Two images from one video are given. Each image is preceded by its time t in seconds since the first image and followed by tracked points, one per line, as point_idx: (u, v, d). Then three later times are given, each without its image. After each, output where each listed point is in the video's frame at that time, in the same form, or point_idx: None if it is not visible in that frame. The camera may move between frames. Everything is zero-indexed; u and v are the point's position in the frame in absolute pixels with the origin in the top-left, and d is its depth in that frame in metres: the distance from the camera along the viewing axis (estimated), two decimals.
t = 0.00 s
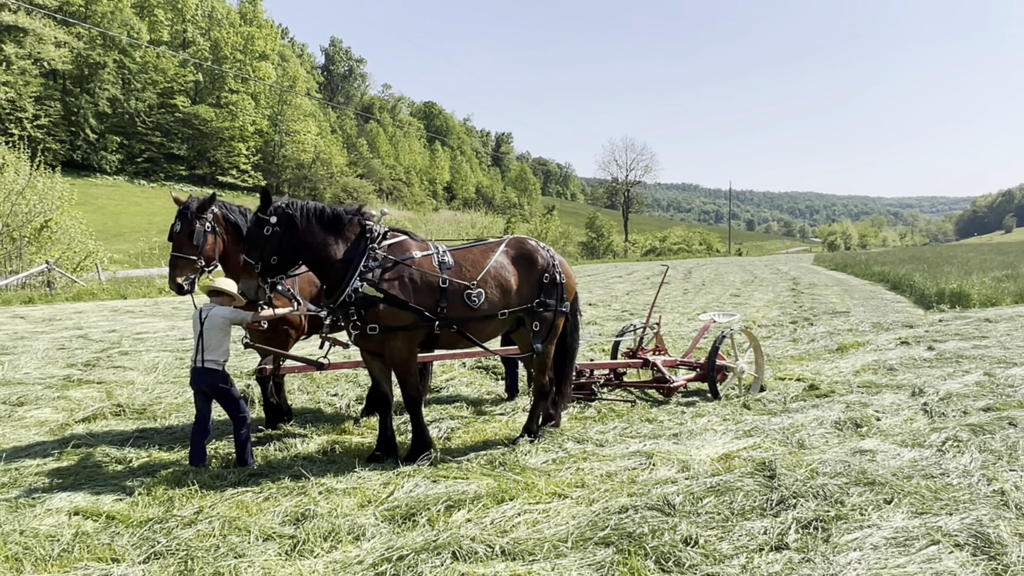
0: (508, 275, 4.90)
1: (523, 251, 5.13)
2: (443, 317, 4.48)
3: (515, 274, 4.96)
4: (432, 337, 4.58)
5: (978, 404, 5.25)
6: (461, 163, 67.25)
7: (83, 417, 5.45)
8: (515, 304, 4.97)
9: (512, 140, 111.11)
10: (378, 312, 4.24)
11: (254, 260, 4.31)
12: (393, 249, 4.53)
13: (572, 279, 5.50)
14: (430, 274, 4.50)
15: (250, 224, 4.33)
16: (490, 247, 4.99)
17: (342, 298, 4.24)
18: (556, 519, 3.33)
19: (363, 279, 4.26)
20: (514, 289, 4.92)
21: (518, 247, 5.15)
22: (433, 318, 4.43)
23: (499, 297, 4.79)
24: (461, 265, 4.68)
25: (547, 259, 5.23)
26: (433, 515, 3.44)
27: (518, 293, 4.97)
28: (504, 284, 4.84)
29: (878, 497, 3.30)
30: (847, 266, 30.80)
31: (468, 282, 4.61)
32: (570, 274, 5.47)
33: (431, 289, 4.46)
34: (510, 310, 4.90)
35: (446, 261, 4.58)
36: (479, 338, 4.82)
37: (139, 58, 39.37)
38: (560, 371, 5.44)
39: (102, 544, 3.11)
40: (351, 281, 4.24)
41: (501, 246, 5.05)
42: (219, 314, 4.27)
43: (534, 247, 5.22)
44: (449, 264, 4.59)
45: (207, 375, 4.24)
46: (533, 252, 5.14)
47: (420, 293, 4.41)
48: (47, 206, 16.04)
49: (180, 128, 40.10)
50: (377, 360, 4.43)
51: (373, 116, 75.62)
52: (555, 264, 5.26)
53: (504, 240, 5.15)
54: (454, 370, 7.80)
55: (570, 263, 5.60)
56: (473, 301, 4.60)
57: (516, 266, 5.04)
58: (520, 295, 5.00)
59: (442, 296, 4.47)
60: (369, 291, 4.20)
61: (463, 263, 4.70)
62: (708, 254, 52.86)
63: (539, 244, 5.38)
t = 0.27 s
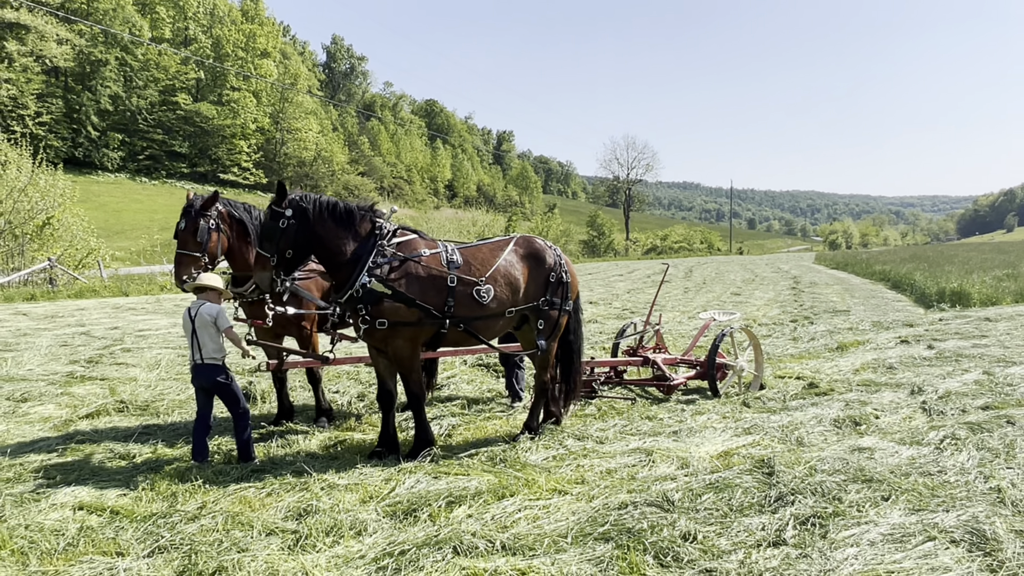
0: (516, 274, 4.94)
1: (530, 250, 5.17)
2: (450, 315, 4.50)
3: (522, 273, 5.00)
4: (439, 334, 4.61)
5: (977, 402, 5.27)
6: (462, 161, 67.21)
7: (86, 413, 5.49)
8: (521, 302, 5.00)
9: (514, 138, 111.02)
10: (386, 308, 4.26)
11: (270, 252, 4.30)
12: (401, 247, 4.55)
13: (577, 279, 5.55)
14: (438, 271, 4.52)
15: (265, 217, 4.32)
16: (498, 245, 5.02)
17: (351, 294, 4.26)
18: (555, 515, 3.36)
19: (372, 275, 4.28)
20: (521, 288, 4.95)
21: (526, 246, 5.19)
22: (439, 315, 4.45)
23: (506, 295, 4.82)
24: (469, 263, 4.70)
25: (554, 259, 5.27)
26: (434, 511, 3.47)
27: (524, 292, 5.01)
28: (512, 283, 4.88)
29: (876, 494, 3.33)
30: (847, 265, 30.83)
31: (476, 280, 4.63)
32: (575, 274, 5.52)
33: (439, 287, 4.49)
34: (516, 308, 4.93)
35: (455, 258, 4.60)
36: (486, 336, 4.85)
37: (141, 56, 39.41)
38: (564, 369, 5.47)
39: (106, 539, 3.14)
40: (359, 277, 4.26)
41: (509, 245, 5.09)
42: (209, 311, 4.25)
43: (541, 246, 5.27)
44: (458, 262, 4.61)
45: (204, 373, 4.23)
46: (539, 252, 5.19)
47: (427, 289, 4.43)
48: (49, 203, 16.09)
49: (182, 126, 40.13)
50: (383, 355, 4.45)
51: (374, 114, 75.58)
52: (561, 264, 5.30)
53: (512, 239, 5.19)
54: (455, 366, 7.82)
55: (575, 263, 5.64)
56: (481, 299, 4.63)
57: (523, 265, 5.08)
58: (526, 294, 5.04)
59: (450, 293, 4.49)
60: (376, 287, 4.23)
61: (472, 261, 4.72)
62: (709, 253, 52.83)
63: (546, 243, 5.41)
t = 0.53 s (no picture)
0: (522, 271, 4.97)
1: (537, 248, 5.20)
2: (455, 311, 4.54)
3: (528, 271, 5.03)
4: (444, 330, 4.64)
5: (975, 399, 5.31)
6: (461, 158, 67.14)
7: (90, 409, 5.52)
8: (527, 300, 5.04)
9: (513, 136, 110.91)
10: (393, 302, 4.29)
11: (286, 226, 4.29)
12: (411, 242, 4.59)
13: (583, 278, 5.58)
14: (444, 267, 4.55)
15: (292, 191, 4.31)
16: (505, 243, 5.05)
17: (359, 285, 4.30)
18: (559, 510, 3.39)
19: (380, 268, 4.32)
20: (527, 286, 4.99)
21: (533, 244, 5.22)
22: (445, 310, 4.48)
23: (512, 293, 4.85)
24: (476, 260, 4.74)
25: (560, 258, 5.31)
26: (438, 505, 3.50)
27: (529, 289, 5.04)
28: (518, 280, 4.91)
29: (876, 490, 3.37)
30: (846, 264, 30.87)
31: (482, 276, 4.67)
32: (581, 273, 5.55)
33: (445, 283, 4.52)
34: (522, 305, 4.96)
35: (462, 255, 4.63)
36: (490, 332, 4.88)
37: (140, 52, 39.31)
38: (567, 368, 5.50)
39: (115, 532, 3.17)
40: (367, 270, 4.30)
41: (516, 242, 5.12)
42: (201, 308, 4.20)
43: (548, 244, 5.30)
44: (464, 259, 4.64)
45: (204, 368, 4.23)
46: (546, 250, 5.22)
47: (434, 283, 4.46)
48: (49, 199, 16.09)
49: (181, 122, 40.03)
50: (389, 348, 4.48)
51: (373, 111, 75.47)
52: (567, 263, 5.33)
53: (519, 236, 5.22)
54: (457, 363, 7.85)
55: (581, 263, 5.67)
56: (487, 296, 4.66)
57: (529, 263, 5.11)
58: (532, 291, 5.07)
59: (456, 289, 4.53)
60: (384, 279, 4.27)
61: (478, 258, 4.75)
62: (708, 251, 52.88)
63: (553, 242, 5.45)
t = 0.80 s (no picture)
0: (525, 270, 5.00)
1: (540, 247, 5.23)
2: (459, 308, 4.56)
3: (531, 269, 5.06)
4: (447, 327, 4.67)
5: (972, 396, 5.37)
6: (458, 156, 67.04)
7: (93, 404, 5.53)
8: (529, 298, 5.07)
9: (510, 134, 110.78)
10: (397, 298, 4.31)
11: (296, 218, 4.20)
12: (416, 240, 4.62)
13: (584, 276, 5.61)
14: (448, 265, 4.58)
15: (304, 183, 4.28)
16: (508, 241, 5.08)
17: (364, 281, 4.32)
18: (562, 504, 3.43)
19: (385, 265, 4.35)
20: (529, 284, 5.02)
21: (536, 242, 5.25)
22: (449, 307, 4.51)
23: (514, 291, 4.88)
24: (480, 259, 4.76)
25: (562, 256, 5.33)
26: (442, 500, 3.54)
27: (532, 287, 5.07)
28: (520, 278, 4.94)
29: (876, 484, 3.41)
30: (842, 262, 30.97)
31: (485, 275, 4.70)
32: (583, 272, 5.58)
33: (449, 281, 4.54)
34: (524, 303, 4.99)
35: (466, 254, 4.66)
36: (493, 330, 4.91)
37: (137, 48, 39.17)
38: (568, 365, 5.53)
39: (122, 526, 3.19)
40: (373, 266, 4.33)
41: (519, 240, 5.14)
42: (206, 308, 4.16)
43: (551, 242, 5.32)
44: (468, 258, 4.67)
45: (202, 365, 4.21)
46: (548, 249, 5.25)
47: (438, 281, 4.49)
48: (46, 195, 16.06)
49: (178, 119, 39.89)
50: (393, 344, 4.50)
51: (370, 108, 75.30)
52: (570, 261, 5.36)
53: (522, 235, 5.25)
54: (457, 360, 7.87)
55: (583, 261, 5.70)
56: (489, 294, 4.69)
57: (532, 261, 5.14)
58: (534, 289, 5.10)
59: (460, 287, 4.56)
60: (389, 276, 4.29)
61: (482, 256, 4.78)
62: (705, 249, 52.97)
63: (555, 241, 5.47)
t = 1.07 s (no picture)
0: (524, 267, 5.04)
1: (539, 244, 5.26)
2: (459, 305, 4.60)
3: (529, 266, 5.09)
4: (447, 324, 4.70)
5: (967, 394, 5.43)
6: (455, 153, 67.02)
7: (93, 400, 5.55)
8: (529, 295, 5.10)
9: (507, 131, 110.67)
10: (399, 295, 4.33)
11: (304, 230, 4.16)
12: (416, 238, 4.65)
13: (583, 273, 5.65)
14: (449, 263, 4.61)
15: (305, 193, 4.23)
16: (507, 239, 5.11)
17: (366, 279, 4.35)
18: (562, 499, 3.47)
19: (387, 263, 4.38)
20: (528, 281, 5.06)
21: (534, 240, 5.28)
22: (450, 304, 4.54)
23: (514, 288, 4.92)
24: (479, 256, 4.80)
25: (561, 253, 5.37)
26: (444, 495, 3.57)
27: (531, 284, 5.11)
28: (520, 275, 4.98)
29: (872, 480, 3.46)
30: (837, 261, 31.09)
31: (485, 272, 4.73)
32: (581, 269, 5.62)
33: (450, 278, 4.58)
34: (524, 300, 5.02)
35: (465, 251, 4.69)
36: (493, 327, 4.95)
37: (133, 45, 39.00)
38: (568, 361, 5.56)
39: (127, 520, 3.22)
40: (375, 264, 4.36)
41: (518, 238, 5.18)
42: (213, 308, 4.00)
43: (549, 240, 5.36)
44: (468, 255, 4.70)
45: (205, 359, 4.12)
46: (547, 246, 5.29)
47: (439, 279, 4.52)
48: (43, 192, 16.03)
49: (174, 116, 39.76)
50: (395, 342, 4.52)
51: (367, 105, 75.15)
52: (568, 259, 5.40)
53: (521, 233, 5.28)
54: (456, 357, 7.89)
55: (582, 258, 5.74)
56: (489, 291, 4.73)
57: (531, 258, 5.18)
58: (534, 286, 5.13)
59: (460, 284, 4.59)
60: (391, 274, 4.32)
61: (481, 254, 4.81)
62: (701, 247, 53.09)
63: (554, 238, 5.51)
